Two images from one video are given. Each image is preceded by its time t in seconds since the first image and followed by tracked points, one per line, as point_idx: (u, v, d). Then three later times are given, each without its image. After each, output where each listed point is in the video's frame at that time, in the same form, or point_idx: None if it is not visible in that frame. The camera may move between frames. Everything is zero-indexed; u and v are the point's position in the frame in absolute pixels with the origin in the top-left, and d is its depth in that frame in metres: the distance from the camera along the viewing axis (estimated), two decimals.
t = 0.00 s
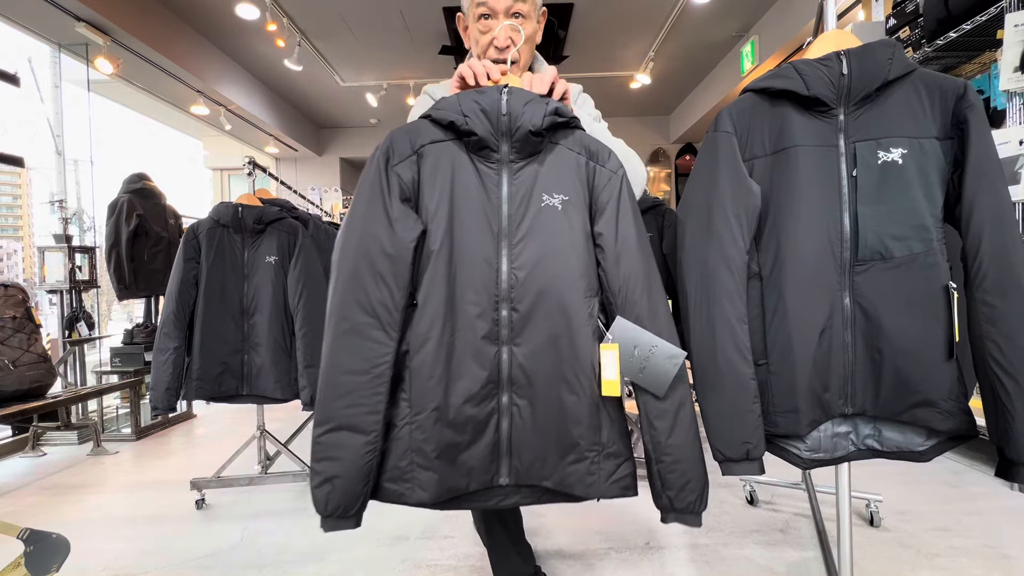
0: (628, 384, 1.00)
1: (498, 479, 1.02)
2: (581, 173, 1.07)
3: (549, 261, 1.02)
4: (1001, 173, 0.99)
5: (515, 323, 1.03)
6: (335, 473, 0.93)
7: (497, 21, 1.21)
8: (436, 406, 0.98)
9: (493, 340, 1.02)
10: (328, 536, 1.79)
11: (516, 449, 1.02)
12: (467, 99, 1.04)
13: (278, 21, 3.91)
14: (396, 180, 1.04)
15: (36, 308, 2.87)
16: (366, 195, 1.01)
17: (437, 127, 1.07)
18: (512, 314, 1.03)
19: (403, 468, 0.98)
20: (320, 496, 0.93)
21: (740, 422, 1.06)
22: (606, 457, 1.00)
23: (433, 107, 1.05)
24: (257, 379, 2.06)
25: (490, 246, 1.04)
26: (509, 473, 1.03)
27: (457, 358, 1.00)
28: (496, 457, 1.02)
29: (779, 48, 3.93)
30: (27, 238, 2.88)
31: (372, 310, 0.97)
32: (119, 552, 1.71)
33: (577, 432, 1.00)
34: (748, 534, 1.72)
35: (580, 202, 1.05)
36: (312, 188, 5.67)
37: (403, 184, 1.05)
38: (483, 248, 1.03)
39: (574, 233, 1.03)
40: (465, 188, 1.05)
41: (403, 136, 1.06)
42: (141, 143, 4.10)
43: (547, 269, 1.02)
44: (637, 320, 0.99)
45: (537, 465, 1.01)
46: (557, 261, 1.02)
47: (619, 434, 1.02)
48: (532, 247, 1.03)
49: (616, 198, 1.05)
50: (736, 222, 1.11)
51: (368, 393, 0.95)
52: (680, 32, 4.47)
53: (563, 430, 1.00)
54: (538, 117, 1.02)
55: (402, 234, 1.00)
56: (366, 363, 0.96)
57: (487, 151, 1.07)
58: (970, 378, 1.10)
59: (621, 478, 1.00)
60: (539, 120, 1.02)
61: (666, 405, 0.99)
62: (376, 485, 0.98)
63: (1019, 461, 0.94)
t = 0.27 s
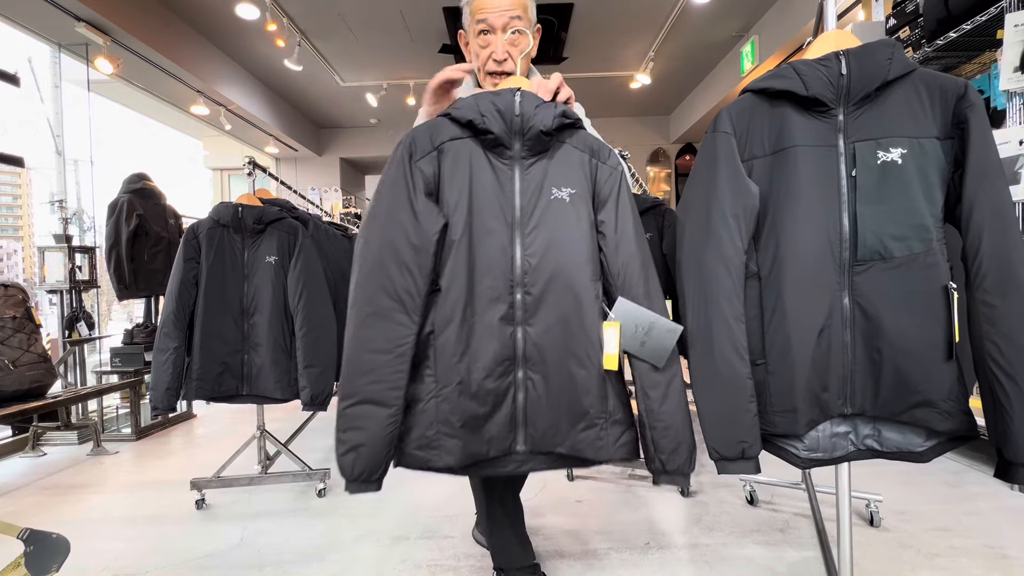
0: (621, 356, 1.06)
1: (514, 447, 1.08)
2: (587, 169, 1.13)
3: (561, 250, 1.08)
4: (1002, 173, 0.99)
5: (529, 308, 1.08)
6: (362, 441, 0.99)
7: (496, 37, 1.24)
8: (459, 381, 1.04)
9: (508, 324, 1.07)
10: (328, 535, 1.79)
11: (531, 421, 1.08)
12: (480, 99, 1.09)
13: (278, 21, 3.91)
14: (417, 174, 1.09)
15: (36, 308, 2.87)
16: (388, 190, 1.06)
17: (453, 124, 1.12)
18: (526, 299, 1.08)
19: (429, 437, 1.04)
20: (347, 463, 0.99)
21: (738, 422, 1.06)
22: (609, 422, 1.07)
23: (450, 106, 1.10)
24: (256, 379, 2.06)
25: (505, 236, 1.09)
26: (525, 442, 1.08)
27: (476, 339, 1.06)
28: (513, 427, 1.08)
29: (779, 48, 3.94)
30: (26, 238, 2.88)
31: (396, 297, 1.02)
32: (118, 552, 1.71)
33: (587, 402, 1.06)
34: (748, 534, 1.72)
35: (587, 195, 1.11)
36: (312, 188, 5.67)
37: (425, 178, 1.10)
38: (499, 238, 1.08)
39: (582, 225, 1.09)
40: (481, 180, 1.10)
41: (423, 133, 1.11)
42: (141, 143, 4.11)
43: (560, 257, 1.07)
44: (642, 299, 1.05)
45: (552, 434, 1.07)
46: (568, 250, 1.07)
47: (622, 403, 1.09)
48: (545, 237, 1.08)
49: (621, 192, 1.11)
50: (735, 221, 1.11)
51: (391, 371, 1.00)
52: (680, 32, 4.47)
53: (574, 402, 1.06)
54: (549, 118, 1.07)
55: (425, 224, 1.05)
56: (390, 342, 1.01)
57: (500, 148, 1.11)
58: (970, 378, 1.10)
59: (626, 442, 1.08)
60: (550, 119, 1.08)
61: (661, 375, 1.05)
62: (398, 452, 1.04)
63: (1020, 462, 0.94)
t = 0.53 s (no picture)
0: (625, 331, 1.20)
1: (528, 413, 1.20)
2: (590, 159, 1.26)
3: (569, 233, 1.20)
4: (1002, 174, 0.98)
5: (541, 285, 1.21)
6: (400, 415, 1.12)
7: (491, 48, 1.34)
8: (484, 356, 1.16)
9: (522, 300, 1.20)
10: (329, 535, 1.79)
11: (542, 388, 1.21)
12: (497, 93, 1.20)
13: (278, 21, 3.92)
14: (440, 162, 1.20)
15: (36, 308, 2.87)
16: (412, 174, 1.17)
17: (469, 117, 1.23)
18: (538, 279, 1.21)
19: (457, 407, 1.15)
20: (389, 433, 1.12)
21: (735, 421, 1.07)
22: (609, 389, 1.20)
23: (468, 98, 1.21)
24: (256, 379, 2.06)
25: (518, 220, 1.21)
26: (536, 408, 1.21)
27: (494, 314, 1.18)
28: (526, 395, 1.21)
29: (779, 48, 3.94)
30: (26, 238, 2.88)
31: (426, 278, 1.14)
32: (118, 552, 1.71)
33: (591, 370, 1.20)
34: (748, 534, 1.72)
35: (591, 183, 1.24)
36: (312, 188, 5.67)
37: (446, 167, 1.21)
38: (514, 223, 1.20)
39: (587, 210, 1.21)
40: (497, 168, 1.21)
41: (442, 123, 1.22)
42: (140, 143, 4.10)
43: (569, 239, 1.20)
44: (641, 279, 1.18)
45: (560, 399, 1.20)
46: (576, 233, 1.20)
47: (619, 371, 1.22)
48: (555, 222, 1.21)
49: (620, 180, 1.25)
50: (734, 220, 1.11)
51: (424, 348, 1.13)
52: (680, 32, 4.47)
53: (580, 369, 1.20)
54: (559, 112, 1.19)
55: (449, 209, 1.16)
56: (422, 322, 1.13)
57: (513, 138, 1.22)
58: (969, 379, 1.10)
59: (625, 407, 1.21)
60: (560, 112, 1.20)
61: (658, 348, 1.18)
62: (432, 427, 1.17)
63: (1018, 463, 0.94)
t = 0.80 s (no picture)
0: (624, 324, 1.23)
1: (543, 409, 1.23)
2: (588, 164, 1.28)
3: (572, 237, 1.22)
4: (1001, 174, 0.98)
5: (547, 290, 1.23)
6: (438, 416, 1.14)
7: (485, 50, 1.34)
8: (504, 355, 1.19)
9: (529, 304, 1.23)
10: (329, 535, 1.79)
11: (554, 383, 1.23)
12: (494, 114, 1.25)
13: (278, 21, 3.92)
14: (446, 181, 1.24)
15: (36, 308, 2.86)
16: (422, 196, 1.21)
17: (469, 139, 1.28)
18: (543, 283, 1.23)
19: (485, 406, 1.18)
20: (432, 436, 1.14)
21: (732, 419, 1.07)
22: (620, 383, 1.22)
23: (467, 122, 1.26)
24: (256, 379, 2.06)
25: (521, 228, 1.24)
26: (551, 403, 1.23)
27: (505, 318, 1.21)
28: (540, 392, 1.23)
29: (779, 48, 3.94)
30: (26, 238, 2.89)
31: (445, 283, 1.18)
32: (118, 552, 1.71)
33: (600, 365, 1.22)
34: (748, 534, 1.72)
35: (589, 189, 1.27)
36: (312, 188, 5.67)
37: (451, 184, 1.25)
38: (518, 231, 1.23)
39: (586, 216, 1.24)
40: (501, 183, 1.25)
41: (446, 147, 1.27)
42: (140, 143, 4.10)
43: (572, 244, 1.22)
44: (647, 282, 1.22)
45: (572, 394, 1.22)
46: (578, 238, 1.22)
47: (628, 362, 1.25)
48: (557, 227, 1.23)
49: (620, 182, 1.27)
50: (733, 222, 1.11)
51: (456, 348, 1.16)
52: (680, 32, 4.47)
53: (589, 366, 1.22)
54: (551, 123, 1.23)
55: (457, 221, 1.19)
56: (447, 323, 1.16)
57: (511, 153, 1.26)
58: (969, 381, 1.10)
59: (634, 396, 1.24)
60: (552, 123, 1.24)
61: (653, 336, 1.20)
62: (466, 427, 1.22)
63: (1016, 465, 0.94)
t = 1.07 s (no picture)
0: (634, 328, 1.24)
1: (554, 409, 1.25)
2: (592, 177, 1.31)
3: (575, 247, 1.26)
4: (1001, 174, 0.98)
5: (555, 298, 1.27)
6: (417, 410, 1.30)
7: (484, 68, 1.33)
8: (506, 356, 1.25)
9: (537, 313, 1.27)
10: (329, 535, 1.79)
11: (564, 384, 1.25)
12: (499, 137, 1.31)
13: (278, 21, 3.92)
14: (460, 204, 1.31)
15: (36, 308, 2.86)
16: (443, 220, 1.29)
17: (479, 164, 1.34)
18: (551, 292, 1.27)
19: (488, 403, 1.25)
20: (410, 426, 1.29)
21: (728, 417, 1.07)
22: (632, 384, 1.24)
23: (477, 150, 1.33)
24: (255, 379, 2.06)
25: (526, 240, 1.28)
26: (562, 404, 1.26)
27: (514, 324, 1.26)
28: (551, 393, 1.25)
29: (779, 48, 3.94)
30: (26, 238, 2.89)
31: (445, 294, 1.28)
32: (118, 552, 1.71)
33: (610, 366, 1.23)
34: (748, 534, 1.72)
35: (592, 200, 1.30)
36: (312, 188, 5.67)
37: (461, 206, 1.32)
38: (524, 244, 1.28)
39: (588, 226, 1.27)
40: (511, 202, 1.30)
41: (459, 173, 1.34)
42: (140, 143, 4.10)
43: (577, 254, 1.25)
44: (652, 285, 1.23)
45: (584, 395, 1.24)
46: (582, 247, 1.25)
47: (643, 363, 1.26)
48: (560, 238, 1.27)
49: (624, 189, 1.28)
50: (730, 223, 1.11)
51: (444, 352, 1.28)
52: (680, 32, 4.47)
53: (596, 368, 1.24)
54: (551, 142, 1.28)
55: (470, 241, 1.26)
56: (440, 331, 1.28)
57: (516, 172, 1.31)
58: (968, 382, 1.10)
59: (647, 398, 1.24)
60: (552, 141, 1.29)
61: (663, 341, 1.21)
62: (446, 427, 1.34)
63: (1014, 465, 0.94)
